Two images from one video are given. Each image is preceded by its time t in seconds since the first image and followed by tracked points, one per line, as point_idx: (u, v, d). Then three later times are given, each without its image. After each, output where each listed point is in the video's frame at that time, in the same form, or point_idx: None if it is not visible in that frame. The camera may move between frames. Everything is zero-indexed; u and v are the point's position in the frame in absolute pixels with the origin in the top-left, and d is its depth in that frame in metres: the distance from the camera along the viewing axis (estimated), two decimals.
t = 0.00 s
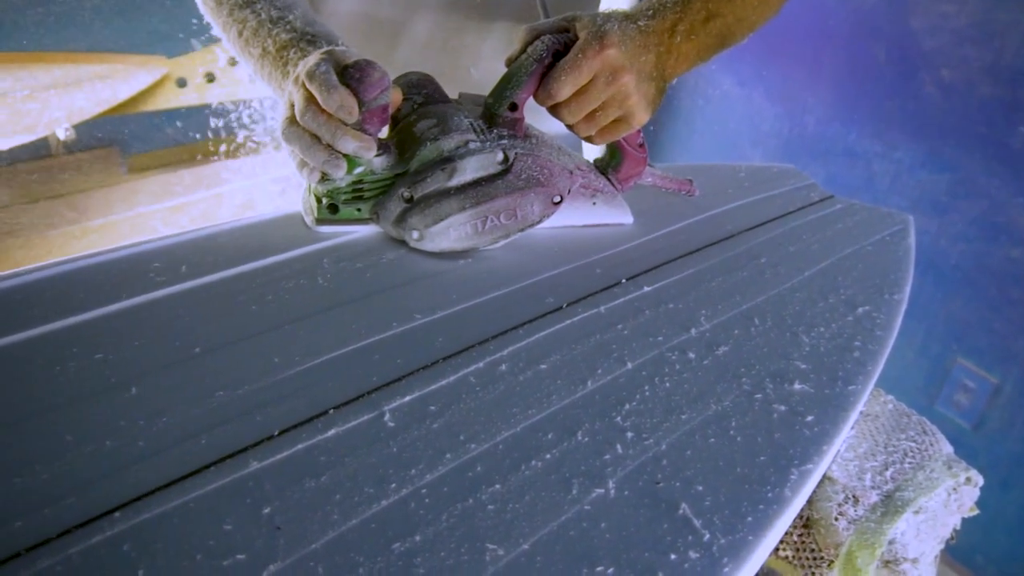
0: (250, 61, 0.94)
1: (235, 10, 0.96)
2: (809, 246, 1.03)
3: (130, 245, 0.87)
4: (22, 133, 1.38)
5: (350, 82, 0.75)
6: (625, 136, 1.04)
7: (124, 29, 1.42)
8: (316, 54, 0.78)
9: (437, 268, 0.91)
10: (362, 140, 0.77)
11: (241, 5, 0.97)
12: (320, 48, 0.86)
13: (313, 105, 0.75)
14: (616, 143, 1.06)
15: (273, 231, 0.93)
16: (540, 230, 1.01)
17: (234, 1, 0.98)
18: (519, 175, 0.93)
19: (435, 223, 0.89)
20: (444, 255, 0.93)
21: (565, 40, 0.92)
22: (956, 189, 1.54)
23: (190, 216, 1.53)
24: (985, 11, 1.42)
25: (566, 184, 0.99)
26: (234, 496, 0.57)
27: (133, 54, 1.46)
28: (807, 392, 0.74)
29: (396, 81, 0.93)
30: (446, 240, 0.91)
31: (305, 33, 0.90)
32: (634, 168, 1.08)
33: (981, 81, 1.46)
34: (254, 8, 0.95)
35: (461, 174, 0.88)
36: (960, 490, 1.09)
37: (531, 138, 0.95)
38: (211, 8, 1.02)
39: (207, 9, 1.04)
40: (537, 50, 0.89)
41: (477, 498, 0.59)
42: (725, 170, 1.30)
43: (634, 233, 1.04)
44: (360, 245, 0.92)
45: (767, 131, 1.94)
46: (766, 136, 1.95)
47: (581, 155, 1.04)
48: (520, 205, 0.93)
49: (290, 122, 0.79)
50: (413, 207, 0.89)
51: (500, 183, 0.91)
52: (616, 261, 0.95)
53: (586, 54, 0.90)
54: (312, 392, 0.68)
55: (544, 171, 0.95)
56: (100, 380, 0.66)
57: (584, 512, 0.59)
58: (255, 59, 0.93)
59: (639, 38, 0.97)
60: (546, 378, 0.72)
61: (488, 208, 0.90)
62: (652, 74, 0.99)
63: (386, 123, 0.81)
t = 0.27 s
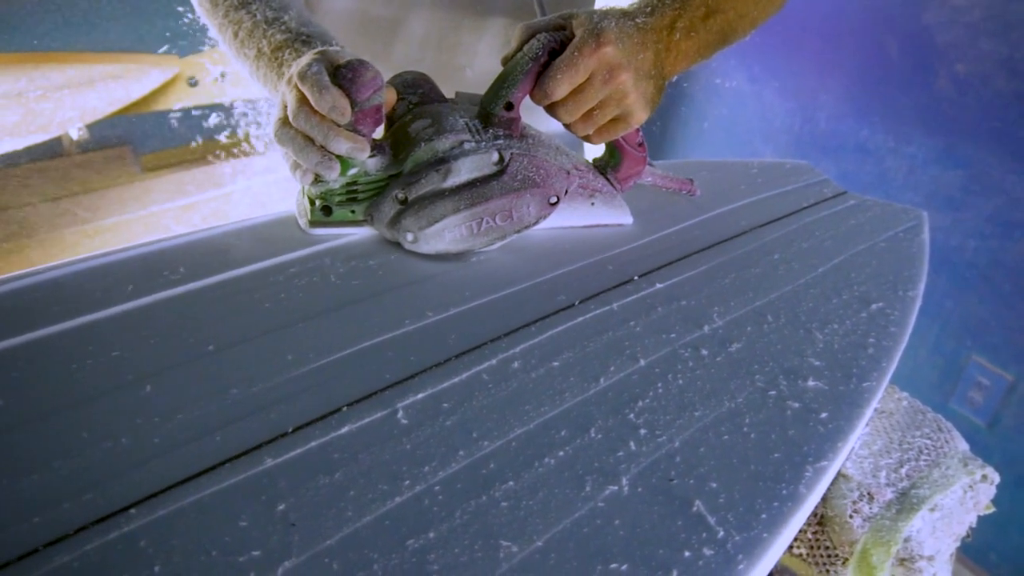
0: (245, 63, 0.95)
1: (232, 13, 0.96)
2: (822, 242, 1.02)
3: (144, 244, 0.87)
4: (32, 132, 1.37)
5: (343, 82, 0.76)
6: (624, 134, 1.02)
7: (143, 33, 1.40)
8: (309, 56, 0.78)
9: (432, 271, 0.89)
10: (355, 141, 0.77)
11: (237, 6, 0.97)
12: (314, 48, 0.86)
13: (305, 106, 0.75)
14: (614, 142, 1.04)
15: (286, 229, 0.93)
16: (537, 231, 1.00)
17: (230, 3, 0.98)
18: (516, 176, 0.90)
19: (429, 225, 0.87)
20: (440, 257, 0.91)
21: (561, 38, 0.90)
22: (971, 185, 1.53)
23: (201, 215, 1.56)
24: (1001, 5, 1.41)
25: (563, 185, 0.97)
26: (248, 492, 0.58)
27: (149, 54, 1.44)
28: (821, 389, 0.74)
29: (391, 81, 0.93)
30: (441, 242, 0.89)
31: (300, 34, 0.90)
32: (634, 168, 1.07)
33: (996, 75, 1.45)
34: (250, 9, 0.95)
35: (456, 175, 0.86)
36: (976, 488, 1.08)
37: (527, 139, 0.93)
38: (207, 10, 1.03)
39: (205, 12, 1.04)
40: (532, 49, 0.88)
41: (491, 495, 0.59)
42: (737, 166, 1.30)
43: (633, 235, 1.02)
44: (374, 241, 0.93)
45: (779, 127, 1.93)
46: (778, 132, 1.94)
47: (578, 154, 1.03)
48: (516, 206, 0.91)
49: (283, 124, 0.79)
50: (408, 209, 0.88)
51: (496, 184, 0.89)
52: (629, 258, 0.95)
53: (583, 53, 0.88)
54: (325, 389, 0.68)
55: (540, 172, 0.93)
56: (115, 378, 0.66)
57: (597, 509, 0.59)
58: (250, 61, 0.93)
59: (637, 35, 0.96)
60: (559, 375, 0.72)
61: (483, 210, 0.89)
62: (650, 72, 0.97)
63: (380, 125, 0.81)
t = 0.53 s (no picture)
0: (245, 64, 0.94)
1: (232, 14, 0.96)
2: (837, 240, 1.02)
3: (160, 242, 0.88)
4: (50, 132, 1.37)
5: (338, 83, 0.74)
6: (625, 134, 1.01)
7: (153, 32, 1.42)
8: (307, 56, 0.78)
9: (429, 274, 0.88)
10: (352, 142, 0.77)
11: (236, 7, 0.97)
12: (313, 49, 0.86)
13: (302, 107, 0.75)
14: (615, 142, 1.04)
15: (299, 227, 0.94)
16: (538, 233, 0.98)
17: (229, 4, 0.98)
18: (515, 177, 0.89)
19: (426, 227, 0.86)
20: (438, 260, 0.90)
21: (561, 37, 0.89)
22: (986, 182, 1.52)
23: (214, 214, 1.54)
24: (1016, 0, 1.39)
25: (564, 186, 0.95)
26: (265, 489, 0.58)
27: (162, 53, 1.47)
28: (837, 387, 0.74)
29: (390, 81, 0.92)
30: (439, 245, 0.88)
31: (299, 34, 0.90)
32: (637, 168, 1.06)
33: (1012, 71, 1.43)
34: (249, 9, 0.95)
35: (454, 176, 0.85)
36: (994, 487, 1.07)
37: (527, 139, 0.93)
38: (206, 11, 1.03)
39: (205, 13, 1.04)
40: (531, 48, 0.87)
41: (506, 492, 0.59)
42: (750, 163, 1.29)
43: (635, 236, 1.01)
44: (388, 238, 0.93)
45: (793, 124, 1.92)
46: (791, 130, 1.94)
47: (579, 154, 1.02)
48: (515, 208, 0.90)
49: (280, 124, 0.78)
50: (405, 210, 0.87)
51: (494, 186, 0.88)
52: (642, 256, 0.95)
53: (582, 52, 0.87)
54: (340, 386, 0.69)
55: (539, 173, 0.91)
56: (132, 376, 0.67)
57: (613, 507, 0.59)
58: (249, 62, 0.93)
59: (638, 34, 0.94)
60: (573, 373, 0.72)
61: (482, 211, 0.87)
62: (651, 71, 0.96)
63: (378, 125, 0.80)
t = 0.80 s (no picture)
0: (247, 64, 0.95)
1: (235, 15, 0.96)
2: (857, 237, 1.01)
3: (178, 242, 0.89)
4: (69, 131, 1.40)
5: (338, 83, 0.74)
6: (631, 134, 0.98)
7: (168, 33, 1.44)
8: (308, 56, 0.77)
9: (430, 277, 0.87)
10: (353, 144, 0.76)
11: (239, 8, 0.97)
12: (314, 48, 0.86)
13: (302, 108, 0.75)
14: (620, 143, 1.01)
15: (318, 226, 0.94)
16: (541, 235, 0.97)
17: (232, 5, 0.99)
18: (517, 178, 0.88)
19: (427, 229, 0.85)
20: (439, 262, 0.89)
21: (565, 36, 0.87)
22: (1008, 180, 1.51)
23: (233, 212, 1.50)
24: None
25: (567, 188, 0.94)
26: (287, 485, 0.58)
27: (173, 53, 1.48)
28: (859, 385, 0.73)
29: (393, 81, 0.91)
30: (440, 247, 0.87)
31: (301, 34, 0.90)
32: (642, 170, 1.03)
33: None
34: (252, 10, 0.96)
35: (456, 178, 0.84)
36: (1018, 487, 1.05)
37: (531, 140, 0.91)
38: (210, 13, 1.03)
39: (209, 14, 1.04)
40: (534, 48, 0.85)
41: (528, 490, 0.59)
42: (768, 161, 1.29)
43: (641, 238, 0.99)
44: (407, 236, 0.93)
45: (810, 121, 1.91)
46: (809, 127, 1.92)
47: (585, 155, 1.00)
48: (518, 209, 0.89)
49: (280, 125, 0.78)
50: (406, 213, 0.86)
51: (496, 188, 0.87)
52: (660, 254, 0.94)
53: (586, 52, 0.85)
54: (361, 384, 0.69)
55: (542, 175, 0.90)
56: (156, 372, 0.68)
57: (634, 505, 0.59)
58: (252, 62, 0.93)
59: (644, 32, 0.91)
60: (593, 371, 0.72)
61: (484, 213, 0.86)
62: (658, 70, 0.93)
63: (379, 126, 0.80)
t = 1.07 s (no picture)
0: (255, 65, 0.95)
1: (243, 15, 0.97)
2: (879, 235, 1.01)
3: (198, 241, 0.89)
4: (87, 132, 1.35)
5: (343, 84, 0.74)
6: (638, 134, 0.98)
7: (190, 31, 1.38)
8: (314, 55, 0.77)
9: (437, 279, 0.86)
10: (357, 144, 0.77)
11: (247, 8, 0.98)
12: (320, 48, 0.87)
13: (306, 109, 0.75)
14: (629, 143, 1.01)
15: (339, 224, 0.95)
16: (549, 237, 0.96)
17: (240, 5, 0.99)
18: (524, 179, 0.88)
19: (433, 231, 0.85)
20: (445, 264, 0.89)
21: (573, 34, 0.86)
22: None
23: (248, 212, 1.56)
24: None
25: (575, 188, 0.93)
26: (311, 481, 0.58)
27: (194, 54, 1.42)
28: (882, 383, 0.73)
29: (400, 80, 0.90)
30: (446, 248, 0.87)
31: (308, 33, 0.91)
32: (652, 169, 1.03)
33: None
34: (259, 10, 0.96)
35: (462, 178, 0.83)
36: None
37: (538, 140, 0.91)
38: (218, 12, 1.04)
39: (217, 14, 1.05)
40: (541, 47, 0.84)
41: (550, 487, 0.59)
42: (788, 157, 1.28)
43: (650, 239, 0.97)
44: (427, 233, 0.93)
45: (828, 117, 1.88)
46: (827, 123, 1.89)
47: (592, 155, 1.00)
48: (525, 210, 0.88)
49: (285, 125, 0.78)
50: (412, 214, 0.86)
51: (503, 188, 0.86)
52: (681, 251, 0.94)
53: (593, 50, 0.84)
54: (384, 381, 0.69)
55: (548, 175, 0.90)
56: (181, 369, 0.68)
57: (658, 503, 0.59)
58: (259, 62, 0.94)
59: (651, 30, 0.90)
60: (615, 368, 0.72)
61: (490, 214, 0.86)
62: (666, 69, 0.92)
63: (384, 126, 0.80)
